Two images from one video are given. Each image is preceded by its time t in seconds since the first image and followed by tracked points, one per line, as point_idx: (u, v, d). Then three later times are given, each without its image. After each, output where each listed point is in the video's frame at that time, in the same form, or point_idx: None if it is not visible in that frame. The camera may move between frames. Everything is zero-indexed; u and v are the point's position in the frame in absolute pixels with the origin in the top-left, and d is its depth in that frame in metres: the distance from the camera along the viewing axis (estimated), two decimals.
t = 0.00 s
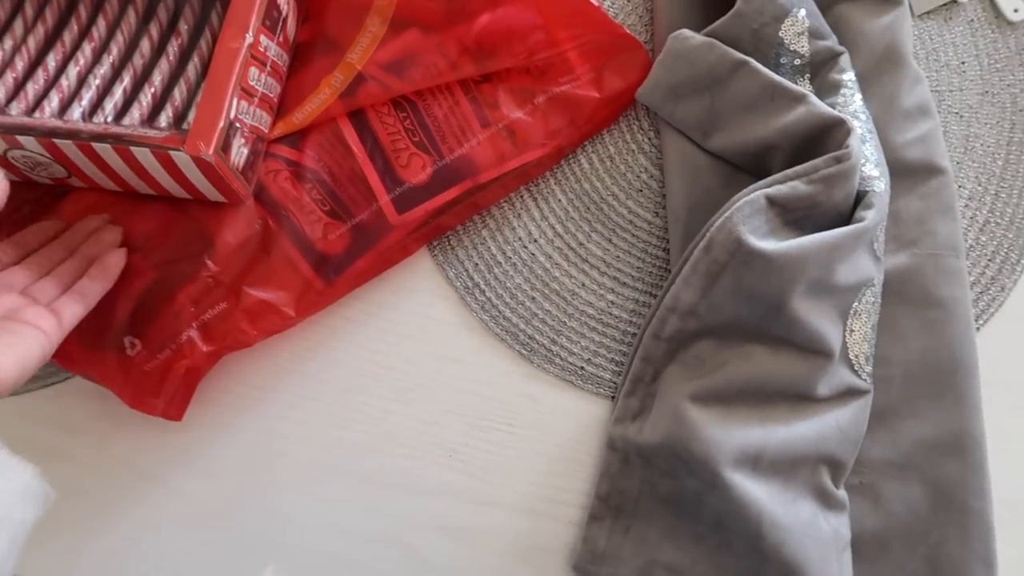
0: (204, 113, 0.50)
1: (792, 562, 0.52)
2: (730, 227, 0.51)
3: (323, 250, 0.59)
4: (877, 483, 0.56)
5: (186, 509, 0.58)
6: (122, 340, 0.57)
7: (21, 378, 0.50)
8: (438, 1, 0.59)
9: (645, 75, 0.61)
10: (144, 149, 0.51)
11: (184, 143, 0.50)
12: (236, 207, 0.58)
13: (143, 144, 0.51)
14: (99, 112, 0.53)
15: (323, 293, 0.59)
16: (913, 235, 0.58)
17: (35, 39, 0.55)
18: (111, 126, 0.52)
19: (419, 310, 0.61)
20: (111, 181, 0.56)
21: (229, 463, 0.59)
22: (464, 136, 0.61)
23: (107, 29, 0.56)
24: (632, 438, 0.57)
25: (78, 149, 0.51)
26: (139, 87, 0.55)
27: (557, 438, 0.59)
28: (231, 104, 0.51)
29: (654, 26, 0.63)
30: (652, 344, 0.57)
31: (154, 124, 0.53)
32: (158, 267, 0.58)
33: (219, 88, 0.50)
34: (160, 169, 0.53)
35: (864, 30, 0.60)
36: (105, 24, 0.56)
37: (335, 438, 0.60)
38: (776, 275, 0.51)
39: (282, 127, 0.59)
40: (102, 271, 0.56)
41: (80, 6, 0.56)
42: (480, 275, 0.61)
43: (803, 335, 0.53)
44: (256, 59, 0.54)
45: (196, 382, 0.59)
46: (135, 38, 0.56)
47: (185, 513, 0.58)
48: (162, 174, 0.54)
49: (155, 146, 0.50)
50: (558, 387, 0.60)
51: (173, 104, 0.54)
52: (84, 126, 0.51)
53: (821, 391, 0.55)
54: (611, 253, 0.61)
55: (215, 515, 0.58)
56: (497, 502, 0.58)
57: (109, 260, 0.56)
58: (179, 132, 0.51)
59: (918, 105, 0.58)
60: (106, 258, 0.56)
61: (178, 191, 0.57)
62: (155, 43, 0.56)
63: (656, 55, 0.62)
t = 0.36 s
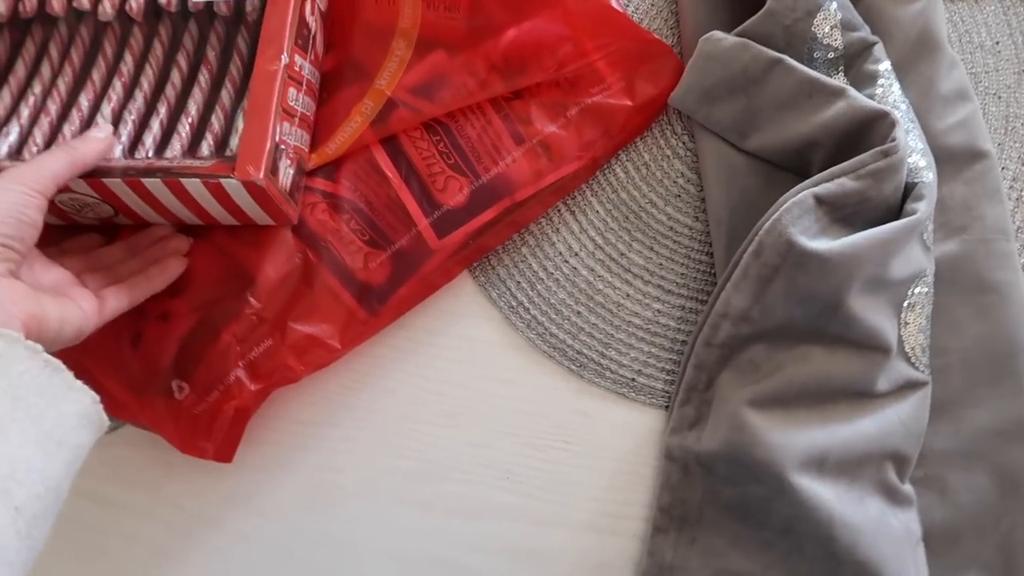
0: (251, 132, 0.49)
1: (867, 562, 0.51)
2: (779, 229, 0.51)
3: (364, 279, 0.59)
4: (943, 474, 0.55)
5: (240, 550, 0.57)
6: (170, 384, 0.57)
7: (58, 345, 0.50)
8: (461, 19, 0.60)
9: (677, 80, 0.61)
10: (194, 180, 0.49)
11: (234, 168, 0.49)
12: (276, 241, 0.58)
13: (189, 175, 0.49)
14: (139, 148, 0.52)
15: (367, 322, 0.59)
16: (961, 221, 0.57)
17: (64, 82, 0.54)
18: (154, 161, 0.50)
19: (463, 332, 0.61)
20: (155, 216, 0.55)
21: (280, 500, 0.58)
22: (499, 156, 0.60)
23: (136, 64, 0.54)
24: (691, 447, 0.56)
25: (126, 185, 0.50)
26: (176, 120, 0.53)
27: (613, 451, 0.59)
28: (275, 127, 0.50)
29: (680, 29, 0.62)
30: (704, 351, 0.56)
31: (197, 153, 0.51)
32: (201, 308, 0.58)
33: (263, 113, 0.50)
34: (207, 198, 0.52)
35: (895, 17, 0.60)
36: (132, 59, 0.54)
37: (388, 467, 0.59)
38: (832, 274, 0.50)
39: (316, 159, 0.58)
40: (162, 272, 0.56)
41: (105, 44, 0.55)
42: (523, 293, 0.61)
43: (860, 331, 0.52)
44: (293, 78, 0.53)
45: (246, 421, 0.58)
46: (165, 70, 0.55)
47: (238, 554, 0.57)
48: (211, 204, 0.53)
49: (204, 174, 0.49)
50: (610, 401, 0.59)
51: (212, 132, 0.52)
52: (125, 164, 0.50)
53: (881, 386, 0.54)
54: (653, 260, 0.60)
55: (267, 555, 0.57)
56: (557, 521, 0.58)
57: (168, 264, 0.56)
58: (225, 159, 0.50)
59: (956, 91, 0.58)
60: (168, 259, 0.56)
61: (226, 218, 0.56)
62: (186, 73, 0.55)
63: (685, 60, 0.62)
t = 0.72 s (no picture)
0: (297, 150, 0.49)
1: (944, 551, 0.52)
2: (830, 225, 0.51)
3: (411, 305, 0.59)
4: (1005, 455, 0.56)
5: None
6: (227, 428, 0.56)
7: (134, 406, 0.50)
8: (485, 36, 0.61)
9: (709, 81, 0.61)
10: (240, 207, 0.49)
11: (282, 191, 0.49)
12: (318, 277, 0.58)
13: (234, 203, 0.49)
14: (174, 188, 0.50)
15: (418, 348, 0.58)
16: (1003, 202, 0.58)
17: (91, 132, 0.52)
18: (196, 198, 0.49)
19: (513, 348, 0.60)
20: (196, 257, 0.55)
21: (344, 531, 0.56)
22: (537, 171, 0.60)
23: (164, 108, 0.53)
24: (753, 448, 0.56)
25: (172, 223, 0.50)
26: (210, 160, 0.52)
27: (673, 457, 0.59)
28: (319, 150, 0.50)
29: (705, 28, 0.63)
30: (759, 351, 0.56)
31: (236, 185, 0.50)
32: (252, 348, 0.58)
33: (304, 137, 0.50)
34: (263, 237, 0.53)
35: (921, 3, 0.61)
36: (155, 104, 0.53)
37: (444, 491, 0.57)
38: (886, 267, 0.51)
39: (350, 183, 0.58)
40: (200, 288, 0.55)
41: (129, 92, 0.53)
42: (570, 305, 0.60)
43: (916, 321, 0.53)
44: (333, 103, 0.53)
45: (307, 457, 0.57)
46: (194, 111, 0.53)
47: None
48: (260, 240, 0.53)
49: (252, 199, 0.48)
50: (666, 406, 0.59)
51: (252, 164, 0.50)
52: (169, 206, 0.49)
53: (938, 373, 0.54)
54: (697, 263, 0.60)
55: None
56: (624, 533, 0.57)
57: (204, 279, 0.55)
58: (272, 183, 0.49)
59: (987, 71, 0.59)
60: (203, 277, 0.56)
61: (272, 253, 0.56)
62: (216, 113, 0.53)
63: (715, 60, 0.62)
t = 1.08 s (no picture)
0: (456, 322, 0.43)
1: (984, 535, 0.52)
2: (854, 218, 0.52)
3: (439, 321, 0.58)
4: None
5: None
6: (265, 455, 0.57)
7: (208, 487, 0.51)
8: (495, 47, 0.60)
9: (722, 78, 0.61)
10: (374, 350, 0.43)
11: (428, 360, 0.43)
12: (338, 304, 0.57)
13: (370, 342, 0.43)
14: (298, 256, 0.43)
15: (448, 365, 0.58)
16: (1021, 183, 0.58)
17: (203, 118, 0.44)
18: (331, 289, 0.43)
19: (541, 357, 0.60)
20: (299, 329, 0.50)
21: (383, 549, 0.56)
22: (560, 178, 0.60)
23: (307, 107, 0.45)
24: (786, 442, 0.56)
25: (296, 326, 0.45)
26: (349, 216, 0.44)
27: (706, 455, 0.59)
28: (485, 311, 0.44)
29: (715, 26, 0.63)
30: (786, 345, 0.56)
31: (370, 287, 0.43)
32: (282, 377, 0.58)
33: (475, 298, 0.43)
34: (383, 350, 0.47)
35: None
36: (320, 99, 0.45)
37: (484, 502, 0.58)
38: (911, 255, 0.51)
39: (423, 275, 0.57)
40: (299, 358, 0.54)
41: (230, 54, 0.44)
42: (595, 310, 0.60)
43: (944, 307, 0.53)
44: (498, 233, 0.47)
45: (344, 481, 0.57)
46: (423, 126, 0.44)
47: None
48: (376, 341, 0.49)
49: (390, 352, 0.43)
50: (696, 405, 0.60)
51: (388, 253, 0.44)
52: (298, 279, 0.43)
53: (967, 356, 0.54)
54: (719, 261, 0.61)
55: None
56: (661, 532, 0.58)
57: (311, 351, 0.54)
58: (401, 308, 0.43)
59: (998, 54, 0.60)
60: (305, 348, 0.54)
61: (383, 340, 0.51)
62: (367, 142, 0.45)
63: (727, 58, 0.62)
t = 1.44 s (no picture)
0: (558, 392, 0.38)
1: (956, 524, 0.53)
2: (807, 222, 0.53)
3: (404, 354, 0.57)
4: (1001, 421, 0.57)
5: None
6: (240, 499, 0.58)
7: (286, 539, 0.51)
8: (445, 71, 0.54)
9: (670, 92, 0.62)
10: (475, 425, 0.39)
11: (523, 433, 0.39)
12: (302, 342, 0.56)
13: (467, 418, 0.39)
14: (403, 311, 0.38)
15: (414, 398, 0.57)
16: (966, 175, 0.60)
17: (312, 153, 0.36)
18: (433, 353, 0.38)
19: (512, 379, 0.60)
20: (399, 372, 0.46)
21: None
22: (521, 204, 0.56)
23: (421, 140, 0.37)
24: (758, 446, 0.57)
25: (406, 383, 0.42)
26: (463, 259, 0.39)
27: (682, 463, 0.59)
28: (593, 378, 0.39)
29: (661, 39, 0.63)
30: (751, 350, 0.57)
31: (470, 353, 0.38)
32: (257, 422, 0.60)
33: (582, 370, 0.38)
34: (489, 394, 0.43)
35: None
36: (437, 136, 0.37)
37: (465, 528, 0.57)
38: (865, 255, 0.52)
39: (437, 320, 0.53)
40: (401, 414, 0.53)
41: (342, 82, 0.36)
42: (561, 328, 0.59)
43: (900, 303, 0.54)
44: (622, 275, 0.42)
45: (322, 518, 0.56)
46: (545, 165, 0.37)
47: None
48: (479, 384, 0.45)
49: (490, 427, 0.39)
50: (669, 416, 0.60)
51: (494, 308, 0.38)
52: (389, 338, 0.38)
53: (927, 349, 0.55)
54: (681, 271, 0.61)
55: None
56: (643, 545, 0.58)
57: (411, 409, 0.53)
58: (503, 373, 0.39)
59: (936, 51, 0.61)
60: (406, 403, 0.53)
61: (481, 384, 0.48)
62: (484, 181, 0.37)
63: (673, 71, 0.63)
